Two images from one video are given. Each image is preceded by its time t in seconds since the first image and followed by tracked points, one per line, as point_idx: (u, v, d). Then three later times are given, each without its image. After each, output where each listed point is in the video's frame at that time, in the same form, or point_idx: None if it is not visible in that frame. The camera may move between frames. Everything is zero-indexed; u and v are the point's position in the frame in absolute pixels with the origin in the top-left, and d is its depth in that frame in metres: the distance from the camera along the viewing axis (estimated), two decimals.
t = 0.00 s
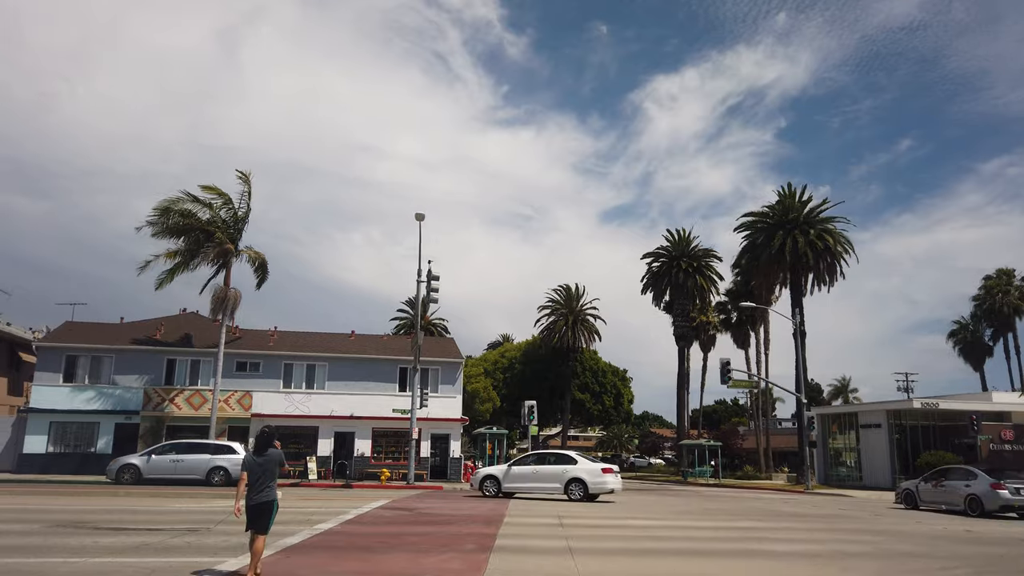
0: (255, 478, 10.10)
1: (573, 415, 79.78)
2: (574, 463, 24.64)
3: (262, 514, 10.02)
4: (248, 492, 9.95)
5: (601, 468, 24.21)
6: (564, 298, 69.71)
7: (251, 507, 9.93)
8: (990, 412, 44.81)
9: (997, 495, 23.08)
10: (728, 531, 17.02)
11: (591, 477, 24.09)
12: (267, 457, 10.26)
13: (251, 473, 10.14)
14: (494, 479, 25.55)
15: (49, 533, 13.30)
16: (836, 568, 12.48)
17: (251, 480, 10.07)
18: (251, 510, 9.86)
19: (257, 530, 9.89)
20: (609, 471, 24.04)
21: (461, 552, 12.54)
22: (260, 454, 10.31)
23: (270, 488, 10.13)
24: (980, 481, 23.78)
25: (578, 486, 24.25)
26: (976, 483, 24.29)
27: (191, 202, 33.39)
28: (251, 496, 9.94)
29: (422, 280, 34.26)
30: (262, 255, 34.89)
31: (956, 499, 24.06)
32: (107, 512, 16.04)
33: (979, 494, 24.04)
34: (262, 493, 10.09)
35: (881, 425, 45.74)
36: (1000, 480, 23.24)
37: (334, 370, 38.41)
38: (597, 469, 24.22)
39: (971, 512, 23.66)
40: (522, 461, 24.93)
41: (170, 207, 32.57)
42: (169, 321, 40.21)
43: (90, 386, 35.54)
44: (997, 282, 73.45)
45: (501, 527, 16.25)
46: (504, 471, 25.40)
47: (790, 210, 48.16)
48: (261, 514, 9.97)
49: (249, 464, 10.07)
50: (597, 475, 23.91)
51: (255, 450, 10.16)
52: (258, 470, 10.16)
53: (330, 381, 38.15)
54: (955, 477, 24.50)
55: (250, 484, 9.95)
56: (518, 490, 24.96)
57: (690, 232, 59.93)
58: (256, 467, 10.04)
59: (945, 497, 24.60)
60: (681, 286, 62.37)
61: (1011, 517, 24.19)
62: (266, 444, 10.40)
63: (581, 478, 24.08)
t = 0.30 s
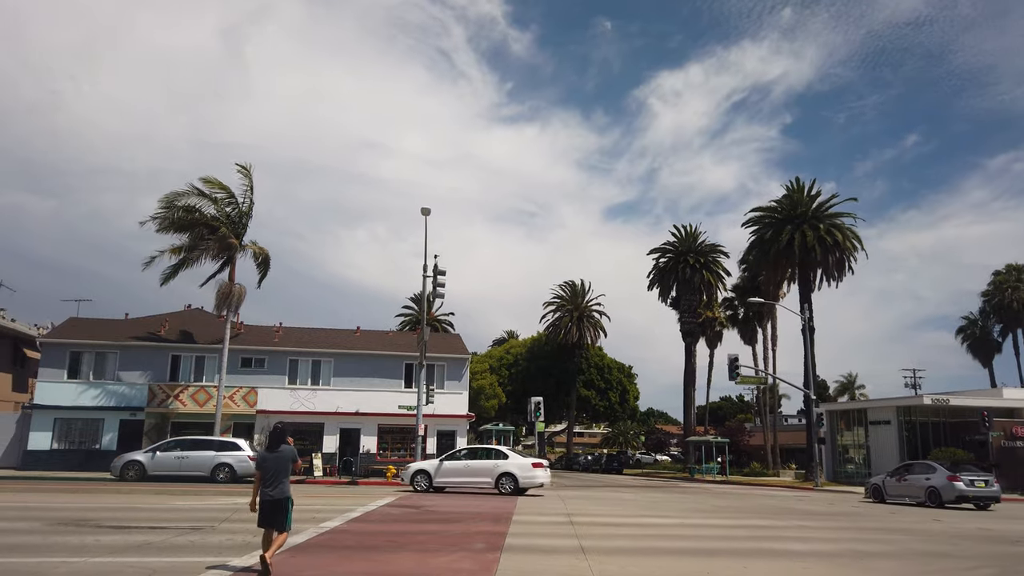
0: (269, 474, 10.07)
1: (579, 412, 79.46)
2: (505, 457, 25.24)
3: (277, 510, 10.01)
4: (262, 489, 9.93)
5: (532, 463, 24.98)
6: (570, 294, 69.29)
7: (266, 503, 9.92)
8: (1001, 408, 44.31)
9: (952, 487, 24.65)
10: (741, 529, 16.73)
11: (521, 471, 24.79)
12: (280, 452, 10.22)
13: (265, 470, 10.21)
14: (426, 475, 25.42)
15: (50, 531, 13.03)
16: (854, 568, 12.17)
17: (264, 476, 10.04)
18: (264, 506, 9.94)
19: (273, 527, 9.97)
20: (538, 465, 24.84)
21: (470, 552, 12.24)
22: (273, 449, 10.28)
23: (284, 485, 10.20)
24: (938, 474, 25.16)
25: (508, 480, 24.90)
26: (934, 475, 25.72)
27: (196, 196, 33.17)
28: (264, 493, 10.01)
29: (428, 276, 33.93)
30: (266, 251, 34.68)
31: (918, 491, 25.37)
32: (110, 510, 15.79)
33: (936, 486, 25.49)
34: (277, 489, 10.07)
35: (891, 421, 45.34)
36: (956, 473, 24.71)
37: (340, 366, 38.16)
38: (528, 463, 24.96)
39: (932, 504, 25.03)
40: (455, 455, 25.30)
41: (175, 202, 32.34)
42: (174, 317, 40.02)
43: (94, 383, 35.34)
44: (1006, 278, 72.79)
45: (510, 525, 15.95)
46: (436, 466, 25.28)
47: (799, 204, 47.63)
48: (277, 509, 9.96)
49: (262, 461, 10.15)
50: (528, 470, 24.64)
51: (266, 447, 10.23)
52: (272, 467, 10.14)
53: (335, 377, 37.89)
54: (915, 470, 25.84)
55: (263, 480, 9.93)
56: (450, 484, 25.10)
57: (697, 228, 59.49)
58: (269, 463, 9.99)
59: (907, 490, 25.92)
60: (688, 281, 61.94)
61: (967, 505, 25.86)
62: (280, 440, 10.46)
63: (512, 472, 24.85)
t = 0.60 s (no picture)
0: (279, 469, 10.21)
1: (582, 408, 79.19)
2: (429, 451, 25.08)
3: (286, 506, 10.14)
4: (272, 484, 10.07)
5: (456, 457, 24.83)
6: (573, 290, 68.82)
7: (276, 498, 10.08)
8: (1009, 403, 43.81)
9: (913, 480, 25.37)
10: (750, 526, 16.37)
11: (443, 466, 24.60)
12: (291, 449, 10.36)
13: (275, 466, 10.32)
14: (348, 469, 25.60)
15: (45, 529, 12.73)
16: (870, 566, 11.80)
17: (275, 471, 10.19)
18: (275, 502, 10.02)
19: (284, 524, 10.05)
20: (463, 459, 24.70)
21: (475, 551, 11.89)
22: (284, 445, 10.44)
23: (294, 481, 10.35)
24: (900, 468, 25.99)
25: (431, 474, 24.73)
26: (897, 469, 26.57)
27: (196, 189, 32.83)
28: (275, 489, 10.11)
29: (432, 271, 33.53)
30: (265, 246, 34.41)
31: (881, 485, 26.14)
32: (107, 508, 15.50)
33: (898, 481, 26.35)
34: (287, 485, 10.21)
35: (898, 417, 44.93)
36: (915, 467, 25.58)
37: (342, 362, 37.84)
38: (451, 458, 24.79)
39: (895, 497, 25.83)
40: (377, 450, 25.23)
41: (175, 195, 31.99)
42: (176, 313, 39.78)
43: (95, 380, 35.11)
44: (1014, 272, 72.17)
45: (516, 522, 15.60)
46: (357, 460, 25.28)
47: (805, 198, 47.11)
48: (285, 505, 10.09)
49: (273, 456, 10.26)
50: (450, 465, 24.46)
51: (278, 442, 10.37)
52: (283, 463, 10.29)
53: (337, 373, 37.59)
54: (880, 465, 26.66)
55: (274, 475, 10.07)
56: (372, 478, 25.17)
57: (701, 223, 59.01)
58: (279, 458, 10.14)
59: (872, 484, 26.73)
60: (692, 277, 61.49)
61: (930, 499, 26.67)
62: (289, 437, 10.61)
63: (435, 466, 24.71)
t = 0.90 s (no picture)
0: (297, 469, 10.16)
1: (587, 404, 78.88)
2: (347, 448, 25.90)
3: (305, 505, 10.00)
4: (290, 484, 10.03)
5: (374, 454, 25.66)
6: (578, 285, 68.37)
7: (294, 496, 9.97)
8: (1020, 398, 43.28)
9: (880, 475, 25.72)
10: (762, 526, 16.03)
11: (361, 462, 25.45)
12: (308, 448, 10.32)
13: (292, 466, 10.23)
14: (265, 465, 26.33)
15: (43, 530, 12.47)
16: (887, 568, 11.47)
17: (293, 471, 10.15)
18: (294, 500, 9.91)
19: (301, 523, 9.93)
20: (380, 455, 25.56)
21: (482, 553, 11.58)
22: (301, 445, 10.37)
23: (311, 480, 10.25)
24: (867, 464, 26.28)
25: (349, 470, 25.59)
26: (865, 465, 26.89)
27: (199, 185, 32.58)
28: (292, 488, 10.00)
29: (436, 266, 33.20)
30: (268, 242, 34.20)
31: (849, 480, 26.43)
32: (107, 507, 15.28)
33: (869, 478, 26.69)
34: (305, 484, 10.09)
35: (907, 413, 44.44)
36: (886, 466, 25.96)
37: (347, 358, 37.58)
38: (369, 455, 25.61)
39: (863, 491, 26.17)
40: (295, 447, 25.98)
41: (177, 189, 31.73)
42: (180, 310, 39.57)
43: (98, 377, 34.90)
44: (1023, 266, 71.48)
45: (524, 522, 15.29)
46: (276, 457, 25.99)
47: (813, 192, 46.62)
48: (302, 504, 9.97)
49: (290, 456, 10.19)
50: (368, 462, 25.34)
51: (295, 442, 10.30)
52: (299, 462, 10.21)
53: (342, 370, 37.33)
54: (850, 460, 26.78)
55: (291, 475, 10.03)
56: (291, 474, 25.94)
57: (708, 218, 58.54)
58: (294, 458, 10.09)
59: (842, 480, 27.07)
60: (698, 272, 61.02)
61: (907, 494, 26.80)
62: (305, 437, 10.53)
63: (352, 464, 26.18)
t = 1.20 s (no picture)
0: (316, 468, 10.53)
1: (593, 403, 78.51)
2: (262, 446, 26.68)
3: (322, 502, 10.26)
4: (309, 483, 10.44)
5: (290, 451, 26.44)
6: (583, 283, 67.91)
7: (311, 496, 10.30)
8: None
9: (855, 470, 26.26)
10: (776, 525, 15.74)
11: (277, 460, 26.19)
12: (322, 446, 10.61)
13: (307, 465, 10.52)
14: (178, 462, 26.74)
15: (44, 530, 12.25)
16: (907, 569, 11.19)
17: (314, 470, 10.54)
18: (311, 499, 10.23)
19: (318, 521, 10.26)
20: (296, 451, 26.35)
21: (492, 553, 11.32)
22: (315, 444, 10.63)
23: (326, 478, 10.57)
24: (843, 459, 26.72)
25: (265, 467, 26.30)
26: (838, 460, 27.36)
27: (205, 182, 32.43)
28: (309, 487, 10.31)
29: (442, 263, 32.94)
30: (275, 238, 33.98)
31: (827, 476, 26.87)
32: (110, 507, 15.07)
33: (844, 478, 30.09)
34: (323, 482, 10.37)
35: (917, 411, 44.06)
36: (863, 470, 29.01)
37: (352, 356, 37.39)
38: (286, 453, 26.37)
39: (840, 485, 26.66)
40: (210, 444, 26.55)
41: (183, 187, 31.58)
42: (184, 308, 39.41)
43: (103, 375, 34.75)
44: None
45: (533, 521, 15.05)
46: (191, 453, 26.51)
47: (821, 189, 46.21)
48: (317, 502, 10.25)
49: (305, 454, 10.46)
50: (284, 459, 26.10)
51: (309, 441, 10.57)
52: (313, 461, 10.48)
53: (347, 368, 37.15)
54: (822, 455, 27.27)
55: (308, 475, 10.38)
56: (203, 471, 26.47)
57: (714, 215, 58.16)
58: (310, 458, 10.48)
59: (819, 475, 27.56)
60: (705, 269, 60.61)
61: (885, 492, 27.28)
62: (318, 434, 10.80)
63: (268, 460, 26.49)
